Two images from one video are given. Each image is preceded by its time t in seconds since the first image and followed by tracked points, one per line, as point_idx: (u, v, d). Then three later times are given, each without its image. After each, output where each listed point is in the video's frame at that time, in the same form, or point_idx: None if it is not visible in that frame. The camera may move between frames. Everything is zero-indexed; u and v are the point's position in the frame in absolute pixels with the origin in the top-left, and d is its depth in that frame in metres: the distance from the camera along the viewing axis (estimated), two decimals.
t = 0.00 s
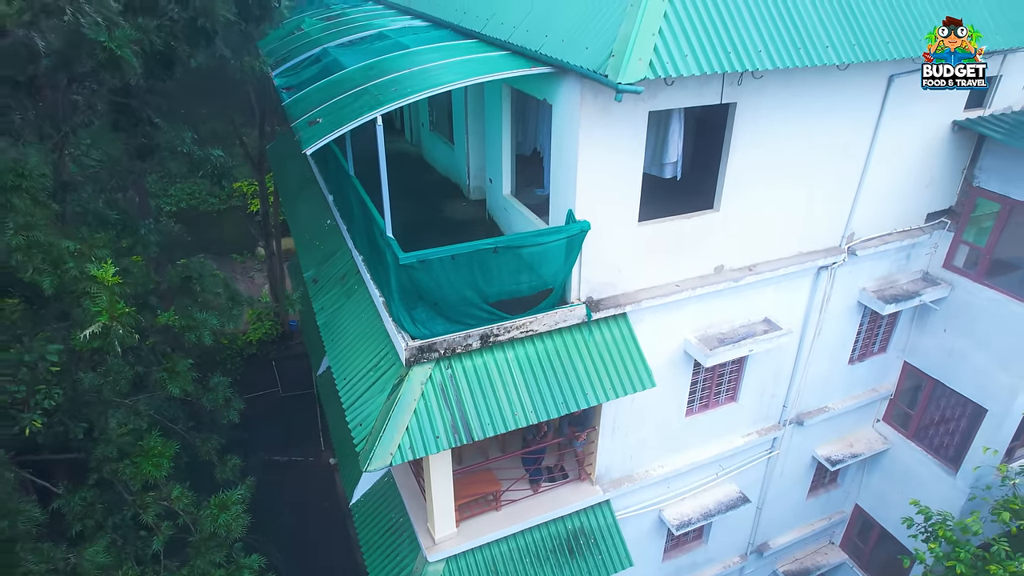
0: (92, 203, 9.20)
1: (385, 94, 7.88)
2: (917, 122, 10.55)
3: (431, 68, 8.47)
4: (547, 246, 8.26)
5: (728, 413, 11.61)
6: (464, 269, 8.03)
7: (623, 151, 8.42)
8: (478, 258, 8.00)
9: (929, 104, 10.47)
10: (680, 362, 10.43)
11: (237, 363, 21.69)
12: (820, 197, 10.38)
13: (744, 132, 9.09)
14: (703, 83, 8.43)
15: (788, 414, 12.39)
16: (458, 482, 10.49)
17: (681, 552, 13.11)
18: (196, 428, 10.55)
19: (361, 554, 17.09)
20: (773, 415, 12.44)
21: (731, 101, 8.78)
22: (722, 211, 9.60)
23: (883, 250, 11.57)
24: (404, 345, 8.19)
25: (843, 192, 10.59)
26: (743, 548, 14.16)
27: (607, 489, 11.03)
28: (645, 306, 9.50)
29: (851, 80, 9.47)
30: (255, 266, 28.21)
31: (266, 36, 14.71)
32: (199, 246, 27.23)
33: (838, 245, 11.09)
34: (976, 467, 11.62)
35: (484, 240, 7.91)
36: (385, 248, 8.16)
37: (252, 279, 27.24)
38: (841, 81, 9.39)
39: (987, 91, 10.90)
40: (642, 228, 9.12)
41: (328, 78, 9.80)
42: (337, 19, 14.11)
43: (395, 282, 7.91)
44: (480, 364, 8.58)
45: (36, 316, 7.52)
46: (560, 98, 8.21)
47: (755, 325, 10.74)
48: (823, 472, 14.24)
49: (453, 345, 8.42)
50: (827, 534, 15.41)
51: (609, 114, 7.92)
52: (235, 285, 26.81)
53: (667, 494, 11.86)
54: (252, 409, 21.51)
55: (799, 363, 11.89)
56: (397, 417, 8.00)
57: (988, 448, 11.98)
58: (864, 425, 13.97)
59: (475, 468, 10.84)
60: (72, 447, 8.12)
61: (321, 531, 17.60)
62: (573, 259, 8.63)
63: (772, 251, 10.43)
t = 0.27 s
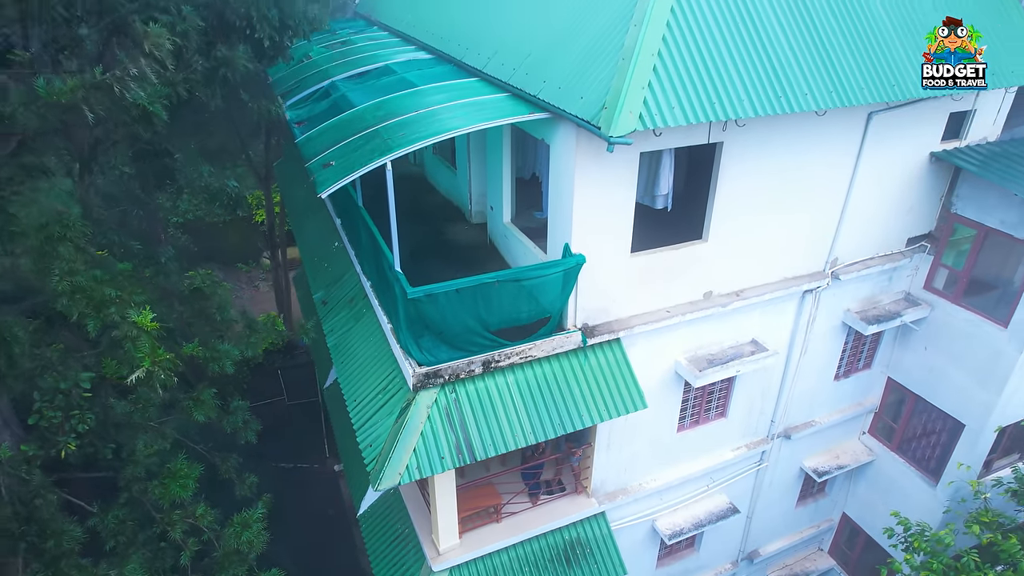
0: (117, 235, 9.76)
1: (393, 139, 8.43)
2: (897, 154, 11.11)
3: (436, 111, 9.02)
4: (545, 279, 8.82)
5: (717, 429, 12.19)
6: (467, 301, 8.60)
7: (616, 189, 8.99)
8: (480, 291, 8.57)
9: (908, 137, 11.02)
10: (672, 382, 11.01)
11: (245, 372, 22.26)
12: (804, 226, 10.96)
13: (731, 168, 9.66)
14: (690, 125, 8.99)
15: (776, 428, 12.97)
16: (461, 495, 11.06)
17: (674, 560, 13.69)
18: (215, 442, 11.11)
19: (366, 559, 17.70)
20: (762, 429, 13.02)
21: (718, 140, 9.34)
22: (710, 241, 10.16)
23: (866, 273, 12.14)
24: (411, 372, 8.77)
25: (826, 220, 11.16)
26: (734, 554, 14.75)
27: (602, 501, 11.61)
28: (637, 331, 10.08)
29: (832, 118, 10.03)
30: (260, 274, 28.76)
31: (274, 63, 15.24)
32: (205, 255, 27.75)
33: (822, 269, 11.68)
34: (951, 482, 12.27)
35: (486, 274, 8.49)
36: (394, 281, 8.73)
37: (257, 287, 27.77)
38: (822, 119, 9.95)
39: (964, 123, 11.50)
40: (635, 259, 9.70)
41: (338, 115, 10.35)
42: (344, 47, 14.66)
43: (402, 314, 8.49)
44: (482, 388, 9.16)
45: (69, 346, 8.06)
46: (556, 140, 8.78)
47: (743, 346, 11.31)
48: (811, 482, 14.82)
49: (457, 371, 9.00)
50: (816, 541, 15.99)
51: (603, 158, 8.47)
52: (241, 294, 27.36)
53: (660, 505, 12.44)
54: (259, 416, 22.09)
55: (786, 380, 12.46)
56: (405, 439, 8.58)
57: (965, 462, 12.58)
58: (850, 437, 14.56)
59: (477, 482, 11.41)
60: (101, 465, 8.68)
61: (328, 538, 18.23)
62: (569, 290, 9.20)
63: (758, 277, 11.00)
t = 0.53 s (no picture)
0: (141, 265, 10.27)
1: (401, 182, 9.01)
2: (878, 186, 11.70)
3: (441, 153, 9.61)
4: (544, 311, 9.43)
5: (709, 444, 12.77)
6: (471, 332, 9.22)
7: (611, 227, 9.57)
8: (483, 323, 9.19)
9: (889, 170, 11.63)
10: (664, 402, 11.59)
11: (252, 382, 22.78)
12: (790, 254, 11.56)
13: (719, 203, 10.25)
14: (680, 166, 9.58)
15: (765, 443, 13.56)
16: (465, 509, 11.63)
17: (668, 569, 14.27)
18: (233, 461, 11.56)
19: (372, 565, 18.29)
20: (752, 443, 13.61)
21: (707, 178, 9.93)
22: (700, 271, 10.75)
23: (850, 297, 12.73)
24: (419, 398, 9.41)
25: (811, 248, 11.75)
26: (726, 562, 15.36)
27: (599, 514, 12.19)
28: (631, 355, 10.67)
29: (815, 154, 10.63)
30: (265, 283, 29.23)
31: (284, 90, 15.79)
32: (211, 265, 28.20)
33: (808, 294, 12.26)
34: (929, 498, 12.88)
35: (489, 307, 9.08)
36: (402, 313, 9.34)
37: (262, 296, 28.24)
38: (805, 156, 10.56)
39: (942, 154, 12.19)
40: (629, 289, 10.29)
41: (347, 152, 10.93)
42: (350, 74, 15.20)
43: (410, 345, 9.10)
44: (484, 412, 9.76)
45: (100, 375, 8.64)
46: (554, 181, 9.37)
47: (732, 367, 11.90)
48: (800, 493, 15.41)
49: (461, 397, 9.61)
50: (805, 549, 16.57)
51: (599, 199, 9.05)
52: (246, 303, 27.84)
53: (654, 517, 13.02)
54: (265, 425, 22.62)
55: (774, 398, 13.05)
56: (413, 461, 9.19)
57: (945, 475, 13.17)
58: (837, 450, 15.16)
59: (480, 497, 11.98)
60: (128, 484, 9.24)
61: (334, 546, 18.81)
62: (567, 320, 9.80)
63: (746, 303, 11.61)
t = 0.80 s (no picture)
0: (164, 293, 10.86)
1: (409, 220, 9.63)
2: (861, 215, 12.32)
3: (446, 190, 10.23)
4: (543, 339, 10.06)
5: (701, 459, 13.40)
6: (475, 359, 9.87)
7: (605, 260, 10.20)
8: (486, 351, 9.83)
9: (871, 200, 12.25)
10: (657, 420, 12.22)
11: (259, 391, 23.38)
12: (777, 280, 12.18)
13: (708, 235, 10.88)
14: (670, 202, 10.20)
15: (755, 457, 14.19)
16: (468, 521, 12.25)
17: None
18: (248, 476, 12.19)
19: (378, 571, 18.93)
20: (741, 457, 14.24)
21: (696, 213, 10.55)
22: (690, 298, 11.37)
23: (835, 318, 13.35)
24: (426, 421, 10.07)
25: (797, 274, 12.36)
26: (719, 569, 16.01)
27: (595, 526, 12.81)
28: (625, 378, 11.30)
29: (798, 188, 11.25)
30: (270, 293, 29.80)
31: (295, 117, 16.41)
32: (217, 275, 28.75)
33: (794, 316, 12.89)
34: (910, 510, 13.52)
35: (491, 337, 9.72)
36: (411, 341, 9.99)
37: (268, 305, 28.81)
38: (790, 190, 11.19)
39: (922, 183, 12.85)
40: (623, 316, 10.92)
41: (357, 185, 11.56)
42: (357, 101, 15.81)
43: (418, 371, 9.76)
44: (487, 433, 10.38)
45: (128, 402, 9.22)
46: (552, 218, 10.00)
47: (722, 386, 12.52)
48: (789, 503, 16.03)
49: (465, 419, 10.26)
50: (795, 556, 17.20)
51: (594, 235, 9.66)
52: (252, 313, 28.42)
53: (648, 528, 13.65)
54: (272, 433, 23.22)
55: (763, 414, 13.67)
56: (420, 480, 9.83)
57: (926, 488, 13.78)
58: (825, 462, 15.79)
59: (482, 509, 12.59)
60: (153, 501, 9.88)
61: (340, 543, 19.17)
62: (565, 346, 10.43)
63: (735, 326, 12.24)
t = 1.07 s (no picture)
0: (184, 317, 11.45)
1: (417, 252, 10.26)
2: (845, 241, 12.93)
3: (451, 222, 10.85)
4: (542, 363, 10.69)
5: (693, 471, 14.03)
6: (478, 382, 10.51)
7: (600, 289, 10.82)
8: (488, 375, 10.47)
9: (854, 227, 12.87)
10: (651, 436, 12.85)
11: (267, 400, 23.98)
12: (765, 304, 12.80)
13: (698, 263, 11.50)
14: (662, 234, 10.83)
15: (745, 469, 14.82)
16: (471, 532, 12.86)
17: None
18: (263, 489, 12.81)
19: None
20: (733, 469, 14.87)
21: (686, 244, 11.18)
22: (682, 322, 12.00)
23: (822, 337, 13.97)
24: (432, 440, 10.71)
25: (785, 297, 12.98)
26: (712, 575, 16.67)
27: (593, 535, 13.43)
28: (620, 397, 11.93)
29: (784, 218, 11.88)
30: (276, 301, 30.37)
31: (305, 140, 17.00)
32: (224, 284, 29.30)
33: (782, 336, 13.51)
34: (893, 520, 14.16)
35: (494, 362, 10.36)
36: (418, 366, 10.64)
37: (274, 314, 29.38)
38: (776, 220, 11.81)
39: (904, 210, 13.48)
40: (618, 340, 11.54)
41: (367, 215, 12.19)
42: (365, 125, 16.42)
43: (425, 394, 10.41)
44: (489, 450, 11.01)
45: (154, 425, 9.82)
46: (550, 249, 10.63)
47: (713, 404, 13.15)
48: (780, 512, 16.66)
49: (469, 438, 10.90)
50: (787, 562, 17.79)
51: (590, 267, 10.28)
52: (258, 321, 29.00)
53: (643, 536, 14.28)
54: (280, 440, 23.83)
55: (753, 429, 14.30)
56: (427, 496, 10.46)
57: (909, 499, 14.40)
58: (814, 472, 16.42)
59: (485, 520, 13.20)
60: (176, 515, 10.51)
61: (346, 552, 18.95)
62: (563, 369, 11.07)
63: (725, 347, 12.86)
